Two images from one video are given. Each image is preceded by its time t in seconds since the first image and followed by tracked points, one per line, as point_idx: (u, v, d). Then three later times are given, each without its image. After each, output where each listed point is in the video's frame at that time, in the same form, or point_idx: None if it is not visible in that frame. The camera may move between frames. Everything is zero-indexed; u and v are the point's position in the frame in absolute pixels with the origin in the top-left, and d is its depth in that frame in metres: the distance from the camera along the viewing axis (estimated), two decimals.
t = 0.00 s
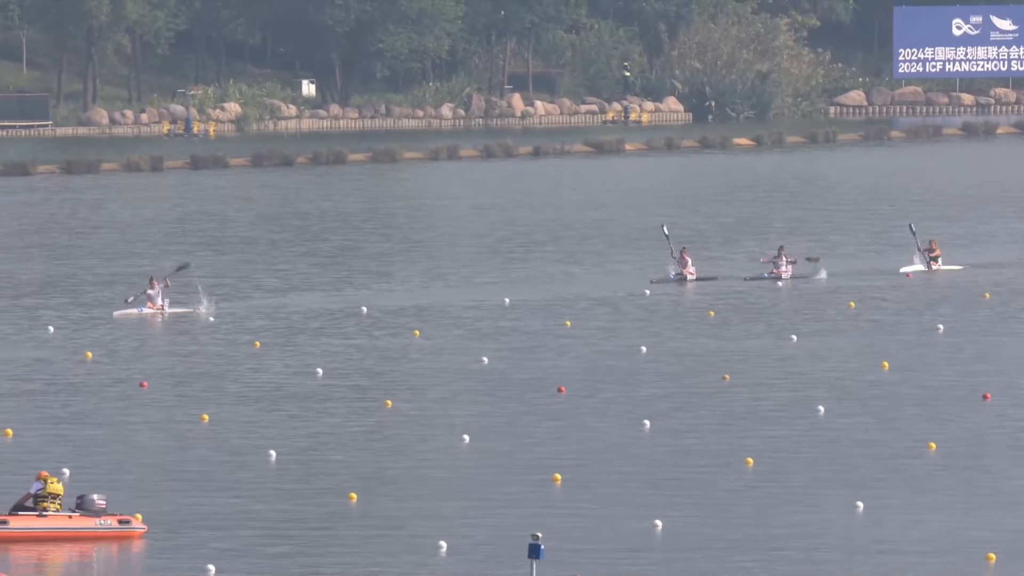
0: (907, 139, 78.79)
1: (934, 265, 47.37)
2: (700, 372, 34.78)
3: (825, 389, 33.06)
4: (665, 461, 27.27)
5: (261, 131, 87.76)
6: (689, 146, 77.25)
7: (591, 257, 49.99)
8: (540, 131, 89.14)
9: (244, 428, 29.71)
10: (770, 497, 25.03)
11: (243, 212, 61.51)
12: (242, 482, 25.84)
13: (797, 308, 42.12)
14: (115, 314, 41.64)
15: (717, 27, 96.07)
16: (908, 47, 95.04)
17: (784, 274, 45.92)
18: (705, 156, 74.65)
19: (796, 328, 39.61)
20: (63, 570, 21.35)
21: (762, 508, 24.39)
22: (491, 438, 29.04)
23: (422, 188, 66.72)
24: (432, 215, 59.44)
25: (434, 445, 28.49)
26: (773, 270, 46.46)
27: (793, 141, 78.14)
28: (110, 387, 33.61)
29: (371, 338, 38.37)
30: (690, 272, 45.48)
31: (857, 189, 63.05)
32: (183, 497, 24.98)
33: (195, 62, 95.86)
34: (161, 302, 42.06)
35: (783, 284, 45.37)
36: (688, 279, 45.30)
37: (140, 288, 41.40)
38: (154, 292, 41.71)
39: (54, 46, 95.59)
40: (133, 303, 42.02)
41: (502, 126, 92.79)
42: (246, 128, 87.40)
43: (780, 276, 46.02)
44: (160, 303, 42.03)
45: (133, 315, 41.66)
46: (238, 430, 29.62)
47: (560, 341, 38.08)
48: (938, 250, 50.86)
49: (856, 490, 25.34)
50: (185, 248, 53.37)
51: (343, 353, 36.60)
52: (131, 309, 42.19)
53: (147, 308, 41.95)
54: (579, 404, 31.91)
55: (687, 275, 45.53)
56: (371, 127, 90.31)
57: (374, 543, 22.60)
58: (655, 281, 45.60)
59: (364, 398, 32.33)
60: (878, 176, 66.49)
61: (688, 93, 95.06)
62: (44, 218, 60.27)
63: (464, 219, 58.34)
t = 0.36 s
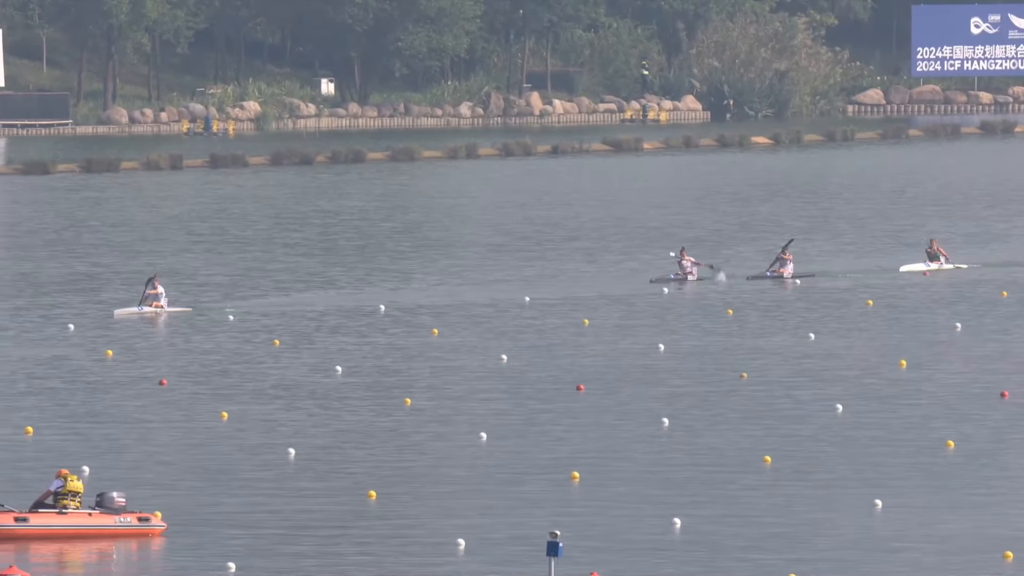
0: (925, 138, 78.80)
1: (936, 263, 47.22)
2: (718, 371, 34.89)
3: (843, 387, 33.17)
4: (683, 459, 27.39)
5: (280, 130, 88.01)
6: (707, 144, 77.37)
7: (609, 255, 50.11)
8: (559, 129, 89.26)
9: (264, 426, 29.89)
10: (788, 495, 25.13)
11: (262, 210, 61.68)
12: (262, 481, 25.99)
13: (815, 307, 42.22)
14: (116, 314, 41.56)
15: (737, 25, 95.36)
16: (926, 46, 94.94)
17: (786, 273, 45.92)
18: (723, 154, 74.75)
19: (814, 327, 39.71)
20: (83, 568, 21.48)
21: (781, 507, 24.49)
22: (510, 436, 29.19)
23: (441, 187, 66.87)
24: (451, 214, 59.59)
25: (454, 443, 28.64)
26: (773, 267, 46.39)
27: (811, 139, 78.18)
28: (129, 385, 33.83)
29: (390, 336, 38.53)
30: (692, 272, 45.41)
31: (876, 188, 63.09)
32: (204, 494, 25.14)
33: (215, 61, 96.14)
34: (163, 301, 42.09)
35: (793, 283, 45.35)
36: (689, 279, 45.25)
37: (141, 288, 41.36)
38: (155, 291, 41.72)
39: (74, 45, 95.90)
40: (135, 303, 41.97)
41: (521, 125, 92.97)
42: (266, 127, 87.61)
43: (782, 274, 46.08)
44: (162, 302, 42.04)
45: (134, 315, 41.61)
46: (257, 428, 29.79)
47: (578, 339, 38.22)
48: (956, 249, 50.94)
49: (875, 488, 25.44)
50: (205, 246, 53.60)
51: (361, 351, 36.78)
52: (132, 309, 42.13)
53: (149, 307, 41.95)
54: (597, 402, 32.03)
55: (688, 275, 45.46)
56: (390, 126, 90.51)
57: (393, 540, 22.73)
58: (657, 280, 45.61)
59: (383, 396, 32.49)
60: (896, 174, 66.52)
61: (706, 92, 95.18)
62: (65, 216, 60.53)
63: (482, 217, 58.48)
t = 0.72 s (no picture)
0: (939, 137, 79.20)
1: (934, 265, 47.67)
2: (733, 369, 35.38)
3: (858, 385, 33.66)
4: (698, 457, 27.88)
5: (300, 129, 88.65)
6: (723, 144, 77.82)
7: (625, 254, 50.61)
8: (575, 129, 89.79)
9: (283, 423, 30.49)
10: (802, 493, 25.61)
11: (281, 209, 62.29)
12: (283, 478, 26.52)
13: (832, 305, 42.71)
14: (118, 314, 41.98)
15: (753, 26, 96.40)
16: (941, 46, 95.21)
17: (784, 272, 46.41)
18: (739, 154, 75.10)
19: (829, 325, 40.22)
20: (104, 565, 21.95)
21: (796, 504, 24.99)
22: (529, 434, 29.73)
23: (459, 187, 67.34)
24: (468, 213, 60.10)
25: (473, 440, 29.18)
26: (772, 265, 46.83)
27: (826, 139, 78.58)
28: (149, 382, 34.41)
29: (408, 334, 39.07)
30: (690, 272, 45.70)
31: (890, 187, 63.47)
32: (229, 491, 25.71)
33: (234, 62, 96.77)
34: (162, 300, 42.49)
35: (793, 283, 45.76)
36: (688, 279, 45.53)
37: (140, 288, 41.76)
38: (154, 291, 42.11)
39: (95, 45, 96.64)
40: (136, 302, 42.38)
41: (538, 124, 93.45)
42: (285, 127, 88.30)
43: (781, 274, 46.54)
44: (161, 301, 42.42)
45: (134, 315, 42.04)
46: (276, 426, 30.34)
47: (594, 337, 38.75)
48: (972, 248, 51.39)
49: (890, 487, 25.92)
50: (225, 245, 54.22)
51: (378, 349, 37.32)
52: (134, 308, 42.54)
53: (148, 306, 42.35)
54: (612, 400, 32.56)
55: (687, 275, 45.75)
56: (409, 126, 91.06)
57: (413, 537, 23.29)
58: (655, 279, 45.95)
59: (400, 393, 33.02)
60: (909, 174, 66.95)
61: (722, 92, 95.61)
62: (86, 216, 61.15)
63: (499, 216, 58.98)
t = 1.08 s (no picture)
0: (952, 138, 79.99)
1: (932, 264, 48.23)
2: (748, 367, 36.22)
3: (871, 383, 34.47)
4: (713, 453, 28.71)
5: (320, 130, 89.69)
6: (738, 145, 78.60)
7: (642, 254, 51.45)
8: (592, 130, 90.68)
9: (307, 420, 31.40)
10: (815, 490, 26.41)
11: (303, 209, 63.27)
12: (309, 474, 27.40)
13: (847, 303, 43.54)
14: (119, 314, 42.69)
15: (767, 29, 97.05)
16: (954, 49, 96.07)
17: (784, 272, 47.04)
18: (753, 155, 75.74)
19: (843, 323, 41.03)
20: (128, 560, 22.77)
21: (809, 500, 25.78)
22: (547, 430, 30.59)
23: (476, 188, 68.00)
24: (487, 213, 60.99)
25: (493, 437, 30.04)
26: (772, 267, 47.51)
27: (840, 140, 79.41)
28: (174, 380, 35.34)
29: (429, 332, 39.96)
30: (690, 272, 46.34)
31: (905, 187, 64.24)
32: (256, 488, 26.58)
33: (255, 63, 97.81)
34: (164, 300, 43.22)
35: (788, 283, 46.42)
36: (687, 279, 46.18)
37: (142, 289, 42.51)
38: (156, 292, 42.83)
39: (118, 47, 97.74)
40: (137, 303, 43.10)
41: (556, 125, 94.33)
42: (306, 128, 89.41)
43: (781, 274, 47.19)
44: (164, 302, 43.16)
45: (136, 315, 42.77)
46: (301, 423, 31.25)
47: (612, 335, 39.61)
48: (986, 248, 52.15)
49: (901, 483, 26.72)
50: (248, 245, 55.17)
51: (399, 348, 38.20)
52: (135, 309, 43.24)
53: (151, 307, 43.08)
54: (629, 397, 33.44)
55: (686, 275, 46.39)
56: (428, 127, 92.03)
57: (433, 533, 24.10)
58: (655, 280, 46.60)
59: (422, 391, 33.89)
60: (923, 174, 67.75)
61: (737, 93, 96.44)
62: (111, 216, 62.12)
63: (517, 216, 59.88)
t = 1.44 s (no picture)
0: (968, 138, 80.71)
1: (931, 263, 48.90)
2: (765, 364, 37.04)
3: (888, 381, 35.27)
4: (731, 451, 29.53)
5: (343, 131, 90.72)
6: (757, 146, 79.32)
7: (662, 253, 52.30)
8: (611, 130, 91.61)
9: (332, 417, 32.31)
10: (830, 485, 27.22)
11: (327, 209, 64.18)
12: (337, 470, 28.29)
13: (865, 302, 44.35)
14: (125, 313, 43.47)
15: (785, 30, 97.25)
16: (970, 50, 96.79)
17: (784, 273, 47.73)
18: (770, 155, 76.61)
19: (861, 321, 41.84)
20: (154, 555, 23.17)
21: (824, 497, 26.58)
22: (568, 428, 31.39)
23: (498, 188, 68.90)
24: (508, 212, 61.87)
25: (514, 434, 30.91)
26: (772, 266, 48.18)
27: (857, 140, 80.19)
28: (200, 378, 36.27)
29: (451, 331, 40.86)
30: (692, 272, 47.18)
31: (922, 187, 64.99)
32: (285, 483, 27.47)
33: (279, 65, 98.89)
34: (169, 301, 44.17)
35: (789, 283, 47.12)
36: (690, 279, 47.00)
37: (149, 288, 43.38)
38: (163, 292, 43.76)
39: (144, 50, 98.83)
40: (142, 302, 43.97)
41: (577, 126, 95.19)
42: (330, 129, 90.50)
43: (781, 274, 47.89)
44: (169, 302, 44.15)
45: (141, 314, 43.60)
46: (326, 419, 32.17)
47: (631, 334, 40.47)
48: (1003, 247, 52.89)
49: (915, 478, 27.52)
50: (272, 244, 56.10)
51: (422, 347, 39.09)
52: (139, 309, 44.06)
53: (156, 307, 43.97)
54: (647, 394, 34.30)
55: (689, 275, 47.23)
56: (450, 128, 92.97)
57: (458, 528, 24.89)
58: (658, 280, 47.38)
59: (444, 389, 34.77)
60: (939, 174, 68.50)
61: (756, 94, 97.23)
62: (138, 216, 63.05)
63: (536, 216, 60.75)
